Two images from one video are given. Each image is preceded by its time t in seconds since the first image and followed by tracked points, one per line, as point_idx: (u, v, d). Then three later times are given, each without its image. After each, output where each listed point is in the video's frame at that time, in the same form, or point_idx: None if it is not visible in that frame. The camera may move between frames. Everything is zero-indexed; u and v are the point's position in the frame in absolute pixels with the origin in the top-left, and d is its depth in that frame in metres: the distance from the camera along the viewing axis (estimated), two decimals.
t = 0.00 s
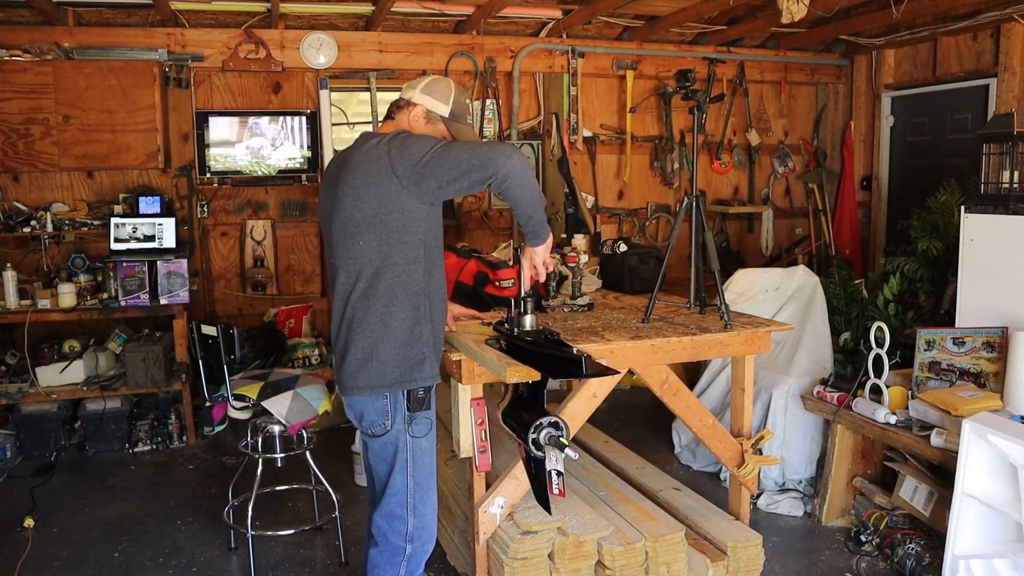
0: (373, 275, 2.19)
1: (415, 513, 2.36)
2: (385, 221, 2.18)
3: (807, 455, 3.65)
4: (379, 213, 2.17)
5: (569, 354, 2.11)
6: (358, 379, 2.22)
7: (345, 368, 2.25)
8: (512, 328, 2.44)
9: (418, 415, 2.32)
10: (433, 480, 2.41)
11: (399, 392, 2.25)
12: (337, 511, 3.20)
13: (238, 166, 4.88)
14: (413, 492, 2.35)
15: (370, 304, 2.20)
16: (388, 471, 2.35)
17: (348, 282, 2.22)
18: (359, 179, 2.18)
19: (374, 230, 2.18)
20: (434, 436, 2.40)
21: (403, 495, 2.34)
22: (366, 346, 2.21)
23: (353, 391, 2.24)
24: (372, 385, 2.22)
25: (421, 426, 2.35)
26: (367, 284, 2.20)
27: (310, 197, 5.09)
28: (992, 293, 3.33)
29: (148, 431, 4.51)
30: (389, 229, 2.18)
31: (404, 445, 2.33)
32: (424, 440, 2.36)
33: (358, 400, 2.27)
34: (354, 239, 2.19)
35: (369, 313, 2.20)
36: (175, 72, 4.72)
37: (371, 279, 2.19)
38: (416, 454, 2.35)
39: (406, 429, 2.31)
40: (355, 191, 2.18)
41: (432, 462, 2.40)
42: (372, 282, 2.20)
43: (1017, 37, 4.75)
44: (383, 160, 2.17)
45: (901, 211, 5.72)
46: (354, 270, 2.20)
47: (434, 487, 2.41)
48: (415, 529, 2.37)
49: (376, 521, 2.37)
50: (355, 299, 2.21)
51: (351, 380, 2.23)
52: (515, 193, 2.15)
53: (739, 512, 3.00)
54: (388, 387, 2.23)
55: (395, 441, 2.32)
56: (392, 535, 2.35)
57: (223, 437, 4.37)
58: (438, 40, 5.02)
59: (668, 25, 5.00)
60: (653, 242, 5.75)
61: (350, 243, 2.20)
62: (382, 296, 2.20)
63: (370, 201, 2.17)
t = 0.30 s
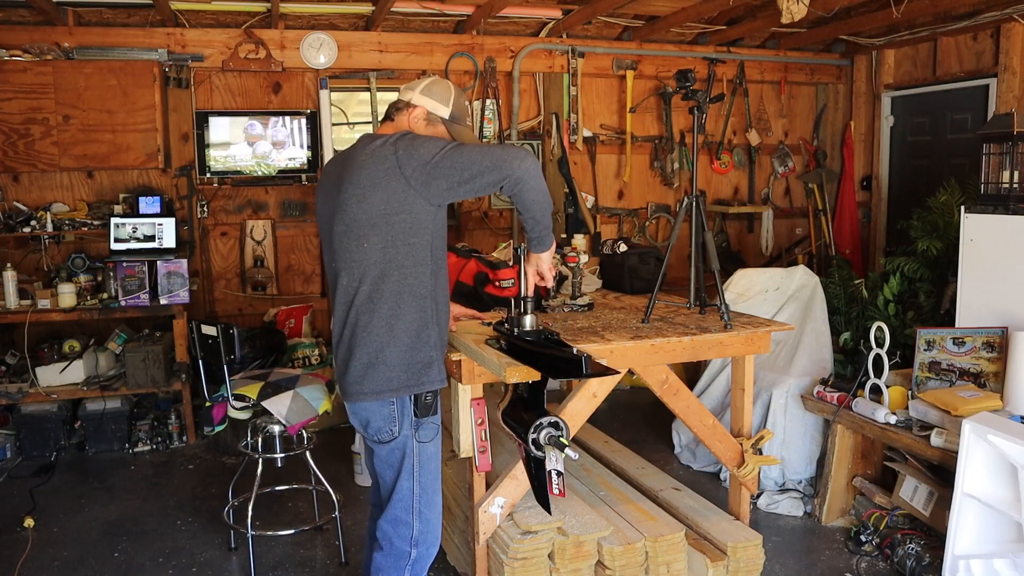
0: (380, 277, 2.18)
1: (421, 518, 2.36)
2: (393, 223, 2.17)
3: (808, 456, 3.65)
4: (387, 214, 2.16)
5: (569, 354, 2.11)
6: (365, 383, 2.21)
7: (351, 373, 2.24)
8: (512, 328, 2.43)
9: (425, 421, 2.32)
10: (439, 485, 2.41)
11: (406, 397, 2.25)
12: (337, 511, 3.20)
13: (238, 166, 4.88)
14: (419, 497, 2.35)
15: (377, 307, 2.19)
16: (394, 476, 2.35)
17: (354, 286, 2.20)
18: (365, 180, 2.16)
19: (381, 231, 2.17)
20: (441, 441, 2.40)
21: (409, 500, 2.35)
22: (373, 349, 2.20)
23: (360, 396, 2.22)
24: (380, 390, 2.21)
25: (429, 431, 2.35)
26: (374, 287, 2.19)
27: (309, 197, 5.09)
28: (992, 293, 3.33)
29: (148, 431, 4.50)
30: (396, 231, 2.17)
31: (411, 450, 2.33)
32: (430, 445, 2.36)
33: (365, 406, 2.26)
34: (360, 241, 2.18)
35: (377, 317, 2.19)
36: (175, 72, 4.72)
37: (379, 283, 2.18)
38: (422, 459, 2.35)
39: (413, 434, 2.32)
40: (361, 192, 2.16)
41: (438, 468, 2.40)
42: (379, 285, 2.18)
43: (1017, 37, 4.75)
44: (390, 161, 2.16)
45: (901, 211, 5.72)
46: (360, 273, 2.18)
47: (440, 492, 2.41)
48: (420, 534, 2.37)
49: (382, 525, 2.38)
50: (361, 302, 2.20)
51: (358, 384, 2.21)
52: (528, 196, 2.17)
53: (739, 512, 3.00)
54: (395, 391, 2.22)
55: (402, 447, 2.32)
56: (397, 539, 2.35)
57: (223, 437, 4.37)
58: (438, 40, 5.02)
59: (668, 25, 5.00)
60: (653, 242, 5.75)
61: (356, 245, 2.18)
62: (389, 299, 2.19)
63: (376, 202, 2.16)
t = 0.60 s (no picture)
0: (383, 279, 2.18)
1: (423, 521, 2.36)
2: (395, 222, 2.17)
3: (807, 456, 3.65)
4: (390, 214, 2.16)
5: (569, 354, 2.11)
6: (369, 385, 2.21)
7: (354, 375, 2.23)
8: (512, 328, 2.43)
9: (428, 424, 2.31)
10: (441, 488, 2.41)
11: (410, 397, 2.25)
12: (337, 511, 3.20)
13: (237, 166, 4.87)
14: (421, 500, 2.35)
15: (379, 309, 2.19)
16: (396, 479, 2.35)
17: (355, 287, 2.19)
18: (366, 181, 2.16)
19: (384, 233, 2.17)
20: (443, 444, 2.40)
21: (411, 502, 2.34)
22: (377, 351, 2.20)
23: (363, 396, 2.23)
24: (385, 390, 2.21)
25: (432, 434, 2.35)
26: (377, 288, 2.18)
27: (309, 197, 5.09)
28: (992, 293, 3.33)
29: (147, 431, 4.50)
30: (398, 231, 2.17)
31: (414, 454, 2.33)
32: (433, 447, 2.36)
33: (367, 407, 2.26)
34: (362, 242, 2.17)
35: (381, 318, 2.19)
36: (175, 72, 4.72)
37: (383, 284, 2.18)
38: (425, 462, 2.35)
39: (416, 437, 2.31)
40: (364, 194, 2.16)
41: (441, 470, 2.40)
42: (381, 287, 2.18)
43: (1017, 37, 4.75)
44: (393, 161, 2.16)
45: (901, 211, 5.72)
46: (362, 274, 2.18)
47: (442, 495, 2.41)
48: (422, 536, 2.36)
49: (384, 527, 2.38)
50: (364, 303, 2.19)
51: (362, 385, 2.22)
52: (533, 194, 2.17)
53: (740, 512, 3.00)
54: (399, 391, 2.23)
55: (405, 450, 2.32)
56: (399, 542, 2.35)
57: (222, 437, 4.37)
58: (438, 40, 5.02)
59: (668, 25, 5.00)
60: (653, 242, 5.75)
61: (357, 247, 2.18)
62: (392, 300, 2.19)
63: (380, 202, 2.16)
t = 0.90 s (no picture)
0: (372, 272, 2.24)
1: (376, 487, 2.46)
2: (377, 215, 2.34)
3: (807, 455, 3.65)
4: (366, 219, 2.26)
5: (570, 355, 2.12)
6: (368, 365, 2.37)
7: (351, 359, 2.38)
8: (512, 328, 2.44)
9: (368, 393, 2.40)
10: (395, 456, 2.49)
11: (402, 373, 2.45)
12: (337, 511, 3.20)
13: (237, 165, 4.87)
14: (371, 465, 2.45)
15: (372, 301, 2.22)
16: (348, 444, 2.47)
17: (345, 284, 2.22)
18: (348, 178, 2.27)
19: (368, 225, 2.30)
20: (394, 415, 2.46)
21: (362, 468, 2.45)
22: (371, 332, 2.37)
23: (360, 376, 2.38)
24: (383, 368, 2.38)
25: (376, 404, 2.44)
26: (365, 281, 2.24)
27: (309, 196, 5.09)
28: (991, 294, 3.31)
29: (148, 431, 4.50)
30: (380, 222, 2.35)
31: (358, 421, 2.43)
32: (379, 418, 2.44)
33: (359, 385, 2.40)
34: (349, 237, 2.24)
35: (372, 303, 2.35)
36: (175, 72, 4.72)
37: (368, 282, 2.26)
38: (370, 431, 2.44)
39: (357, 405, 2.42)
40: (348, 190, 2.26)
41: (394, 439, 2.49)
42: (371, 280, 2.22)
43: (1017, 37, 4.75)
44: (373, 157, 2.31)
45: (902, 211, 5.72)
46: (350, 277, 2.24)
47: (397, 463, 2.50)
48: (377, 502, 2.47)
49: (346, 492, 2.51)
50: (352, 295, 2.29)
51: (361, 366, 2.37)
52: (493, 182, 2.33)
53: (739, 512, 3.00)
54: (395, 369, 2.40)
55: (349, 416, 2.44)
56: (356, 506, 2.48)
57: (222, 437, 4.37)
58: (438, 40, 5.03)
59: (668, 25, 5.00)
60: (653, 242, 5.75)
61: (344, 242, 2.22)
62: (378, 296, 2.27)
63: (364, 197, 2.28)
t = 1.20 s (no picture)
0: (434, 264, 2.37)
1: (375, 486, 2.46)
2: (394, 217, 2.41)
3: (807, 455, 3.65)
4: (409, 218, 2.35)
5: (570, 355, 2.13)
6: (371, 367, 2.37)
7: (354, 360, 2.37)
8: (512, 328, 2.44)
9: (366, 393, 2.41)
10: (394, 455, 2.49)
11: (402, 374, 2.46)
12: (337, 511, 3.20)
13: (237, 165, 4.87)
14: (370, 465, 2.45)
15: (454, 286, 2.37)
16: (347, 444, 2.47)
17: (421, 281, 2.32)
18: (377, 182, 2.29)
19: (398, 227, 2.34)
20: (392, 414, 2.46)
21: (360, 467, 2.45)
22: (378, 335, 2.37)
23: (358, 376, 2.39)
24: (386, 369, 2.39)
25: (374, 404, 2.44)
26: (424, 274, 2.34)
27: (309, 197, 5.08)
28: (990, 294, 3.32)
29: (147, 431, 4.50)
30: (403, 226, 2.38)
31: (355, 421, 2.44)
32: (376, 418, 2.44)
33: (358, 384, 2.40)
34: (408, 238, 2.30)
35: (382, 304, 2.37)
36: (175, 72, 4.72)
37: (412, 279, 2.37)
38: (369, 430, 2.45)
39: (355, 404, 2.43)
40: (383, 194, 2.29)
41: (392, 438, 2.48)
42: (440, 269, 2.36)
43: (1017, 37, 4.75)
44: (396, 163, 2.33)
45: (901, 211, 5.72)
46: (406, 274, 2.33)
47: (396, 462, 2.49)
48: (376, 501, 2.47)
49: (345, 492, 2.51)
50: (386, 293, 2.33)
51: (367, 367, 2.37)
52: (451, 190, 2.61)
53: (739, 512, 3.00)
54: (398, 370, 2.41)
55: (346, 416, 2.44)
56: (355, 506, 2.48)
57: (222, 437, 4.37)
58: (438, 40, 5.03)
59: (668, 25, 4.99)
60: (653, 242, 5.75)
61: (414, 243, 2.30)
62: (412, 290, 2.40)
63: (396, 202, 2.30)
